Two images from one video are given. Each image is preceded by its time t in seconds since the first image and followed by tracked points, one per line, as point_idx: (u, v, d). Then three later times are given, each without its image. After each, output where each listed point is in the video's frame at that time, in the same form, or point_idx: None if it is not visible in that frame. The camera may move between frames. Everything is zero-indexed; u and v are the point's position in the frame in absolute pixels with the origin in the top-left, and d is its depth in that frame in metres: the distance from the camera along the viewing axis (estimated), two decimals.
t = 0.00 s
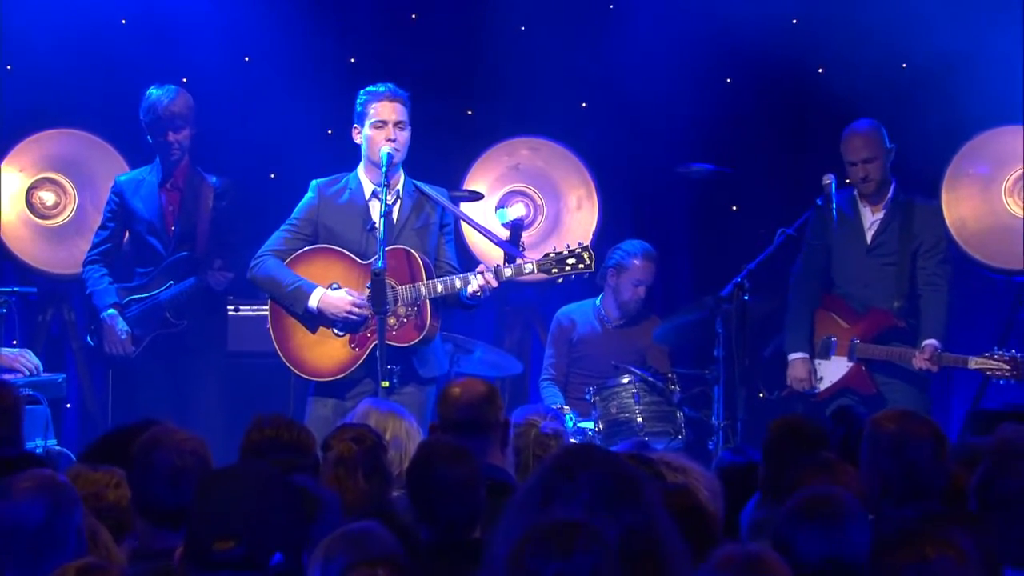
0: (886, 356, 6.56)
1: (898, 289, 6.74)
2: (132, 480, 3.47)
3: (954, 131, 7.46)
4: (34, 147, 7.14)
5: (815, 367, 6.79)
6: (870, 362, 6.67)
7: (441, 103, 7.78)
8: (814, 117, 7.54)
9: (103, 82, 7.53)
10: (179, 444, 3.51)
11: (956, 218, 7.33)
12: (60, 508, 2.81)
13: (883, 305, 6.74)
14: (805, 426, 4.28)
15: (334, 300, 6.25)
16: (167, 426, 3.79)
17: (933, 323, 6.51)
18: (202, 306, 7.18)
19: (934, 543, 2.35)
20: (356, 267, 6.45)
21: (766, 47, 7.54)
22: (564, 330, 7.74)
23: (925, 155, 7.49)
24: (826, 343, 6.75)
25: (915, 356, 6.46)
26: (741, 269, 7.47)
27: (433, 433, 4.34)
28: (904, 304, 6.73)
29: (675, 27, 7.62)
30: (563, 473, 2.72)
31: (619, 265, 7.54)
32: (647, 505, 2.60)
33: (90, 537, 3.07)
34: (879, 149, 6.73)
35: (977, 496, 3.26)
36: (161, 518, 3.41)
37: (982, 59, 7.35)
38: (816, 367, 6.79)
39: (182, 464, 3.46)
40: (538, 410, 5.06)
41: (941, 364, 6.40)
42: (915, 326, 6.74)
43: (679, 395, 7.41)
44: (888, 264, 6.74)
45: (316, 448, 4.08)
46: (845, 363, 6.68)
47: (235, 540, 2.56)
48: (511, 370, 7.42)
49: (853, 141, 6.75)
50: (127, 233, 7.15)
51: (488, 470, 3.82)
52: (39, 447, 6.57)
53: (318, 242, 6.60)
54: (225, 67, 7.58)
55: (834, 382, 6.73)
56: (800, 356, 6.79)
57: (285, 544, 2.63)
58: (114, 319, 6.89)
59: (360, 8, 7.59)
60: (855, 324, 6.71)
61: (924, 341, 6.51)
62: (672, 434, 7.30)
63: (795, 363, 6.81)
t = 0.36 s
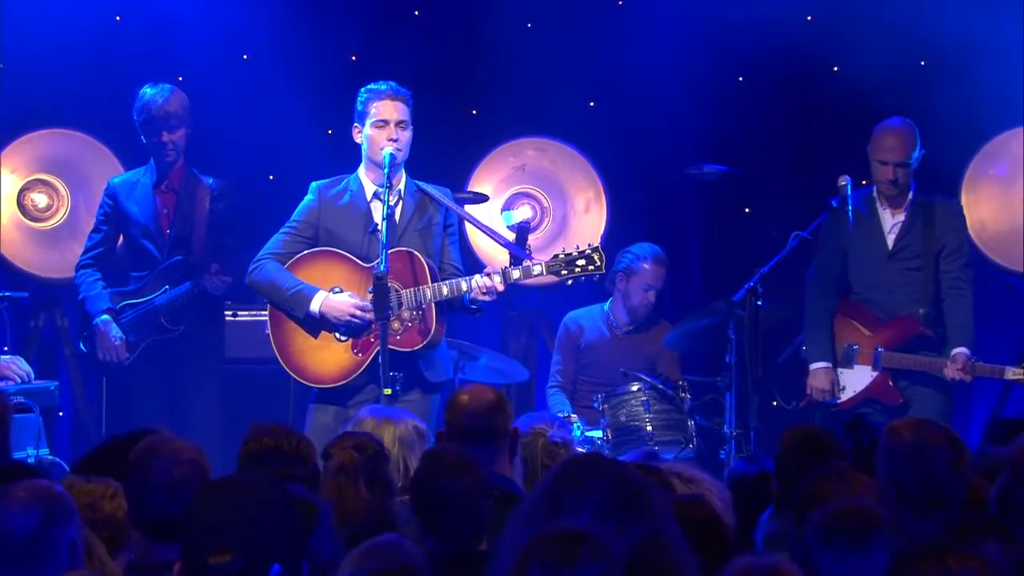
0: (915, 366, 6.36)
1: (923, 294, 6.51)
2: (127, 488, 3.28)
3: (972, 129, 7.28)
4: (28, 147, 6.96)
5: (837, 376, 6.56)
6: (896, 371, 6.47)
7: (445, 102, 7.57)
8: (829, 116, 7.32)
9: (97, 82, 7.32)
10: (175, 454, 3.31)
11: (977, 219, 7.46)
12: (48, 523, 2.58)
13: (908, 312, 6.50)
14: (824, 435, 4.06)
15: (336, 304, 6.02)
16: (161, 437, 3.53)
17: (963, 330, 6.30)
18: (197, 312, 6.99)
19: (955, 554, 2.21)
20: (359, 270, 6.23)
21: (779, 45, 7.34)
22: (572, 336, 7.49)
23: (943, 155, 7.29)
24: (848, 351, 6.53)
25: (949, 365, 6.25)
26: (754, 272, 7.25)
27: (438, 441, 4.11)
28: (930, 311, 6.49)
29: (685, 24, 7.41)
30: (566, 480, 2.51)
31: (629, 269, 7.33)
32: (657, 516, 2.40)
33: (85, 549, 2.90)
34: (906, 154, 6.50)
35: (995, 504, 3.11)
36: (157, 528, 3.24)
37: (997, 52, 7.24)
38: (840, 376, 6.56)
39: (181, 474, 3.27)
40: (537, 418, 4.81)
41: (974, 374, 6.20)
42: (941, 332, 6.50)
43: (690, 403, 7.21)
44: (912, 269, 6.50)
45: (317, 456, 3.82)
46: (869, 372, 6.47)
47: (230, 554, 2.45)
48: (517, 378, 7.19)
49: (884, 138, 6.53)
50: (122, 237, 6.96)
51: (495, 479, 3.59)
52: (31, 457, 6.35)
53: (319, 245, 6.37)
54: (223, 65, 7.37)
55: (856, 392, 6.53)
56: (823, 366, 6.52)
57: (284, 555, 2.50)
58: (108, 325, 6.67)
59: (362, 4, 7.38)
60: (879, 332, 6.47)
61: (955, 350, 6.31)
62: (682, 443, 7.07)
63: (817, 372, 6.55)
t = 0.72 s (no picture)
0: (946, 379, 6.11)
1: (957, 304, 6.28)
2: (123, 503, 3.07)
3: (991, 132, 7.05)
4: (20, 149, 6.76)
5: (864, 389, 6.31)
6: (925, 385, 6.21)
7: (450, 102, 7.35)
8: (845, 117, 7.09)
9: (91, 82, 7.12)
10: (173, 465, 3.08)
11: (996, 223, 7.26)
12: (45, 533, 2.44)
13: (940, 322, 6.27)
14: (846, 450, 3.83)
15: (340, 307, 5.79)
16: (154, 450, 3.34)
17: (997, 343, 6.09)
18: (194, 317, 6.79)
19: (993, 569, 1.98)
20: (362, 274, 6.00)
21: (794, 43, 7.11)
22: (581, 342, 7.29)
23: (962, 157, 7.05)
24: (875, 361, 6.29)
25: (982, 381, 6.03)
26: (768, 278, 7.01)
27: (440, 453, 3.89)
28: (963, 324, 6.26)
29: (697, 21, 7.18)
30: (563, 499, 2.25)
31: (641, 274, 7.11)
32: (656, 531, 2.13)
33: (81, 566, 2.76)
34: (944, 160, 6.28)
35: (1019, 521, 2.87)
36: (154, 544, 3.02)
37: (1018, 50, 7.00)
38: (867, 388, 6.30)
39: (178, 488, 3.04)
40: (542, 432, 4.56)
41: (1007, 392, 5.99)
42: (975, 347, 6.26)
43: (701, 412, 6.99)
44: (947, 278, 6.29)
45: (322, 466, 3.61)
46: (897, 386, 6.23)
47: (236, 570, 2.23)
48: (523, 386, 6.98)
49: (923, 139, 6.31)
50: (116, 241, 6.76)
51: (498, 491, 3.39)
52: (22, 467, 6.13)
53: (320, 249, 6.13)
54: (221, 64, 7.17)
55: (883, 405, 6.28)
56: (848, 377, 6.27)
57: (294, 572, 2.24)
58: (102, 332, 6.48)
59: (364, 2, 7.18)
60: (910, 342, 6.23)
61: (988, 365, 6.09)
62: (693, 454, 6.86)
63: (841, 383, 6.30)
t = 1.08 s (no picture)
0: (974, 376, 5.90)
1: (992, 302, 6.08)
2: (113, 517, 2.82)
3: (1012, 133, 6.85)
4: (13, 152, 6.58)
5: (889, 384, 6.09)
6: (952, 380, 6.00)
7: (455, 103, 7.16)
8: (862, 117, 6.88)
9: (85, 83, 6.95)
10: (164, 477, 2.86)
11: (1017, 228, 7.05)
12: (39, 545, 2.21)
13: (973, 320, 6.07)
14: (872, 461, 3.61)
15: (342, 312, 5.59)
16: (149, 461, 3.18)
17: None
18: (192, 325, 6.57)
19: None
20: (363, 279, 5.78)
21: (810, 42, 6.90)
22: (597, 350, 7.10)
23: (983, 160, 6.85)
24: (902, 356, 6.08)
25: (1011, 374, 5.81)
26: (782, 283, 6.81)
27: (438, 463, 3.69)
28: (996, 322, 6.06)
29: (709, 20, 6.98)
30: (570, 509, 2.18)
31: (654, 279, 6.95)
32: (664, 541, 2.00)
33: None
34: (981, 158, 6.05)
35: None
36: (151, 558, 2.78)
37: None
38: (892, 384, 6.09)
39: (172, 498, 2.80)
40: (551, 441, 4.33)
41: None
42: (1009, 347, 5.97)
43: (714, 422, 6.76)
44: (983, 275, 6.08)
45: (325, 484, 3.26)
46: (925, 380, 6.00)
47: None
48: (532, 395, 6.77)
49: (960, 135, 6.07)
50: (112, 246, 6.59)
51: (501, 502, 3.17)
52: (14, 479, 5.89)
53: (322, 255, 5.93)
54: (219, 64, 6.99)
55: (908, 401, 6.05)
56: (874, 369, 6.05)
57: None
58: (96, 339, 6.32)
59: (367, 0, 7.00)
60: (941, 338, 6.01)
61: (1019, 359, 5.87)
62: (706, 465, 6.66)
63: (867, 375, 6.08)
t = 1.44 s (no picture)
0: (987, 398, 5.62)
1: (1002, 317, 5.80)
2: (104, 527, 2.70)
3: None
4: (7, 152, 6.51)
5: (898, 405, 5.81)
6: (966, 403, 5.71)
7: (461, 104, 6.99)
8: (879, 117, 6.68)
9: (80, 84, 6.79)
10: (155, 487, 2.76)
11: None
12: (33, 557, 2.23)
13: (983, 337, 5.78)
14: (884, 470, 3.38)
15: (339, 320, 5.41)
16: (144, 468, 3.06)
17: None
18: (190, 331, 6.37)
19: None
20: (363, 285, 5.58)
21: (826, 40, 6.70)
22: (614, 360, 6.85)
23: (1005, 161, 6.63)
24: (911, 375, 5.79)
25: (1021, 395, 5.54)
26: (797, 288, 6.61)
27: (437, 474, 3.48)
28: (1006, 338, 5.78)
29: (722, 17, 6.79)
30: (573, 525, 1.91)
31: (671, 284, 6.79)
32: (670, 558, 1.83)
33: None
34: (982, 167, 5.79)
35: None
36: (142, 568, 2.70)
37: None
38: (902, 406, 5.81)
39: (164, 509, 2.72)
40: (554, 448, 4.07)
41: None
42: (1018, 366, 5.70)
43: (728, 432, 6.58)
44: (990, 290, 5.80)
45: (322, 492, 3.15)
46: (936, 403, 5.72)
47: None
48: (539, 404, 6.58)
49: (960, 146, 5.81)
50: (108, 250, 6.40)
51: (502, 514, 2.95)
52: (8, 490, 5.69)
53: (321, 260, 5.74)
54: (219, 63, 6.82)
55: (918, 424, 5.77)
56: (880, 392, 5.77)
57: None
58: (93, 346, 6.14)
59: None
60: (951, 358, 5.72)
61: None
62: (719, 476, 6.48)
63: (873, 398, 5.79)
